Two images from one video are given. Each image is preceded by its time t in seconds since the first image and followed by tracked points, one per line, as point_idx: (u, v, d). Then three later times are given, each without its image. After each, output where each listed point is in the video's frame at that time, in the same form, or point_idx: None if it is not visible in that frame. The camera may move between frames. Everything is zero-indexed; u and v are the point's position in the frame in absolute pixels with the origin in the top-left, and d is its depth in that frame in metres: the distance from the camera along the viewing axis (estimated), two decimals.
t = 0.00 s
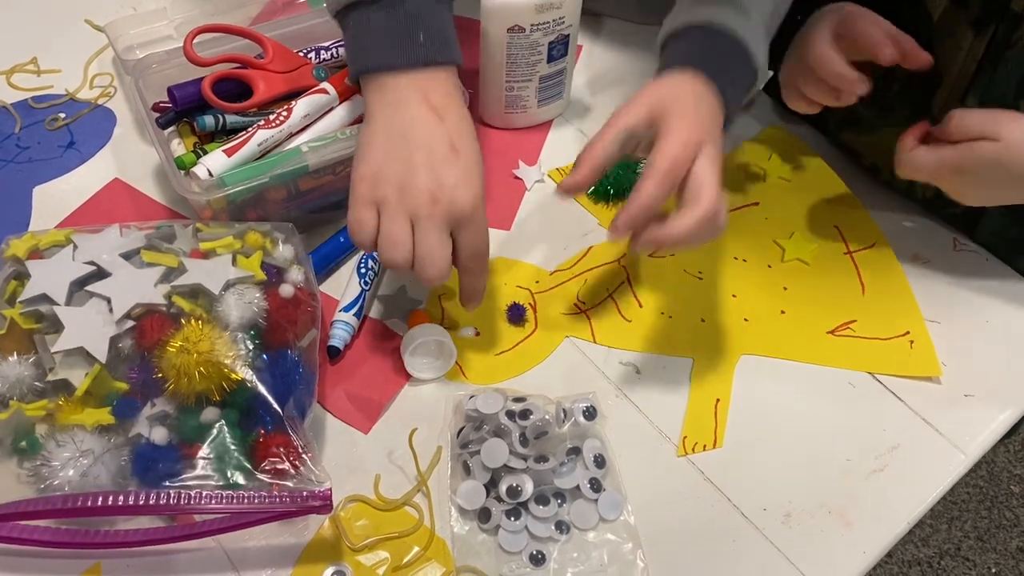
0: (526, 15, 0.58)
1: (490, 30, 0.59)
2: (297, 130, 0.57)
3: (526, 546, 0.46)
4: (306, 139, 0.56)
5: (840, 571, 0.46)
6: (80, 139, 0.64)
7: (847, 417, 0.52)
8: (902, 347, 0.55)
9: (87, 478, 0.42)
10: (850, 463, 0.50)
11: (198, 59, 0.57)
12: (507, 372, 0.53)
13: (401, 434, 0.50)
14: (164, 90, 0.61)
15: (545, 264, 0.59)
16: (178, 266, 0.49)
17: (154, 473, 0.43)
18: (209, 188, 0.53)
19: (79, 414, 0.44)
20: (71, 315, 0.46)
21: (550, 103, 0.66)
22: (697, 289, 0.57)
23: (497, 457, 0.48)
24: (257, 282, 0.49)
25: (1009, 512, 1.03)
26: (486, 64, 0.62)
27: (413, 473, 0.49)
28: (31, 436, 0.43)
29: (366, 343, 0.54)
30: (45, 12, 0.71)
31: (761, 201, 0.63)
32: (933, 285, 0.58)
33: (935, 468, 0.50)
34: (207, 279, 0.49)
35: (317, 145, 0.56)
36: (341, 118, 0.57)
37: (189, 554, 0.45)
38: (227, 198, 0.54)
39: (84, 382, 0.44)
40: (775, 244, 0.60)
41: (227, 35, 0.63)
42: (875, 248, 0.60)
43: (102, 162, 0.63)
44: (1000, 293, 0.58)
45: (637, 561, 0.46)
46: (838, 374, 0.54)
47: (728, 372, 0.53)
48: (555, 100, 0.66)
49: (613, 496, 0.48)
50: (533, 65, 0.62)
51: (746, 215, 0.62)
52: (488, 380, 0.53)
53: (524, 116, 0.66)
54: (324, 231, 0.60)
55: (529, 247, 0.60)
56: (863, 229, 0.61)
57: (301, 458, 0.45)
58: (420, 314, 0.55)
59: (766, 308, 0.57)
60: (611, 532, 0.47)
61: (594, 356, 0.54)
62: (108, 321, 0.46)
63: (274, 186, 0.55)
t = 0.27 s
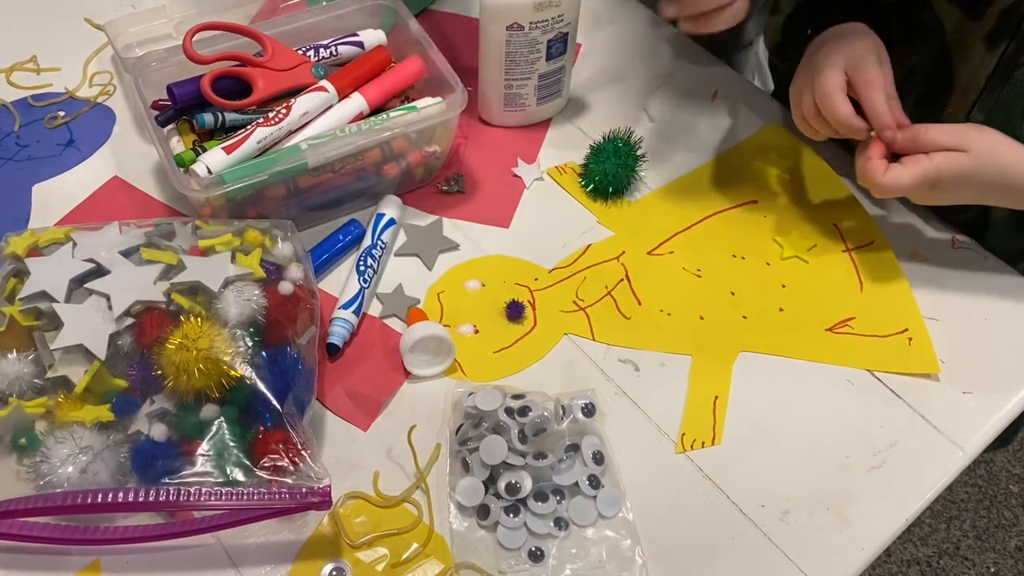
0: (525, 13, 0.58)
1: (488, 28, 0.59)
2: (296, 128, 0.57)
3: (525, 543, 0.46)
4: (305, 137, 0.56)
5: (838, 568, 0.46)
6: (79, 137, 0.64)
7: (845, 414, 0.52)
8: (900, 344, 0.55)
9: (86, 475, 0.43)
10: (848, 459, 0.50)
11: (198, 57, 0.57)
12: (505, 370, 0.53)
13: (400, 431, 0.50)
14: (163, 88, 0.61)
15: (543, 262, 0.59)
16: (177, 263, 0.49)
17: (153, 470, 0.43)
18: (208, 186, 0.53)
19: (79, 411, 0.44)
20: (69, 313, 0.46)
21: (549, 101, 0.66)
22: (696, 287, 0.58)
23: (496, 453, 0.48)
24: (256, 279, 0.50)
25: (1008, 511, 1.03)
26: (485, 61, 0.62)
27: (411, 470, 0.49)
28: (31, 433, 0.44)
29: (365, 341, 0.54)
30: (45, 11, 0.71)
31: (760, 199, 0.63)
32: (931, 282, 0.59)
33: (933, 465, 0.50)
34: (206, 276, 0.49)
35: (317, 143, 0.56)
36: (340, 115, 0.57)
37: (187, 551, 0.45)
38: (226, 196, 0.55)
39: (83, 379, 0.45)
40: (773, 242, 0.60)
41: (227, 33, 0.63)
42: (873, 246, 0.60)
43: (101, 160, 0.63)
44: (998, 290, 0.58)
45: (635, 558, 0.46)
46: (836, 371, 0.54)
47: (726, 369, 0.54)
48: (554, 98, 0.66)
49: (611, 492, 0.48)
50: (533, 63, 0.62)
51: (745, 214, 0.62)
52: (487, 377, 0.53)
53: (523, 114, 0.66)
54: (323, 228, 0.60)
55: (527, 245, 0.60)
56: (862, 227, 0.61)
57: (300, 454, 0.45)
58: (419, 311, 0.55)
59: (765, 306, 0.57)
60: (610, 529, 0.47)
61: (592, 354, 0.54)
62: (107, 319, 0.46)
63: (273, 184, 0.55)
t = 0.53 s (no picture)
0: (524, 14, 0.58)
1: (487, 30, 0.60)
2: (296, 129, 0.57)
3: (523, 541, 0.47)
4: (305, 138, 0.57)
5: (835, 566, 0.46)
6: (80, 138, 0.64)
7: (842, 413, 0.52)
8: (896, 344, 0.55)
9: (88, 474, 0.43)
10: (845, 459, 0.50)
11: (198, 59, 0.58)
12: (504, 369, 0.53)
13: (400, 430, 0.50)
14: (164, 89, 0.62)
15: (542, 262, 0.59)
16: (178, 264, 0.50)
17: (154, 469, 0.43)
18: (209, 187, 0.53)
19: (80, 410, 0.44)
20: (70, 313, 0.47)
21: (548, 102, 0.66)
22: (693, 287, 0.58)
23: (494, 452, 0.49)
24: (256, 280, 0.50)
25: (1006, 511, 1.04)
26: (484, 63, 0.62)
27: (411, 469, 0.49)
28: (33, 433, 0.44)
29: (364, 341, 0.54)
30: (47, 13, 0.72)
31: (757, 199, 0.63)
32: (927, 282, 0.59)
33: (929, 464, 0.50)
34: (206, 276, 0.49)
35: (316, 144, 0.56)
36: (340, 116, 0.58)
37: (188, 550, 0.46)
38: (226, 196, 0.55)
39: (85, 378, 0.45)
40: (770, 242, 0.61)
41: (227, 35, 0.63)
42: (870, 246, 0.61)
43: (103, 161, 0.63)
44: (994, 290, 0.59)
45: (633, 556, 0.46)
46: (833, 371, 0.54)
47: (724, 369, 0.54)
48: (553, 99, 0.66)
49: (609, 491, 0.48)
50: (531, 64, 0.62)
51: (742, 214, 0.62)
52: (486, 377, 0.53)
53: (522, 115, 0.66)
54: (323, 229, 0.60)
55: (526, 245, 0.60)
56: (859, 227, 0.62)
57: (300, 453, 0.45)
58: (418, 311, 0.55)
59: (762, 306, 0.57)
60: (608, 528, 0.47)
61: (591, 354, 0.54)
62: (108, 319, 0.47)
63: (273, 185, 0.56)
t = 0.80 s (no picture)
0: (523, 17, 0.59)
1: (487, 32, 0.60)
2: (297, 131, 0.57)
3: (523, 541, 0.47)
4: (306, 139, 0.57)
5: (832, 566, 0.46)
6: (82, 140, 0.64)
7: (840, 414, 0.53)
8: (894, 346, 0.55)
9: (90, 474, 0.43)
10: (843, 459, 0.51)
11: (199, 61, 0.58)
12: (504, 370, 0.54)
13: (400, 431, 0.51)
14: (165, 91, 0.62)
15: (541, 264, 0.59)
16: (179, 265, 0.50)
17: (155, 470, 0.44)
18: (210, 188, 0.54)
19: (81, 411, 0.44)
20: (71, 314, 0.47)
21: (548, 104, 0.67)
22: (692, 289, 0.58)
23: (494, 452, 0.49)
24: (257, 281, 0.50)
25: (1005, 511, 1.04)
26: (484, 65, 0.63)
27: (410, 469, 0.49)
28: (34, 434, 0.44)
29: (364, 342, 0.55)
30: (48, 14, 0.72)
31: (756, 201, 0.64)
32: (926, 284, 0.59)
33: (927, 465, 0.50)
34: (207, 277, 0.49)
35: (317, 146, 0.56)
36: (340, 118, 0.58)
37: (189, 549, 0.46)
38: (227, 198, 0.55)
39: (86, 379, 0.45)
40: (769, 244, 0.61)
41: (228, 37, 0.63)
42: (868, 248, 0.61)
43: (104, 162, 0.63)
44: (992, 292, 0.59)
45: (632, 556, 0.46)
46: (831, 372, 0.54)
47: (722, 370, 0.54)
48: (553, 101, 0.67)
49: (608, 492, 0.48)
50: (531, 66, 0.62)
51: (741, 216, 0.63)
52: (486, 378, 0.53)
53: (522, 117, 0.66)
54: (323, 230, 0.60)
55: (525, 247, 0.60)
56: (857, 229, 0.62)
57: (300, 453, 0.46)
58: (418, 312, 0.55)
59: (760, 307, 0.57)
60: (607, 528, 0.48)
61: (590, 355, 0.55)
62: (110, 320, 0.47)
63: (273, 186, 0.56)
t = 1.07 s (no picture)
0: (523, 19, 0.59)
1: (487, 34, 0.60)
2: (298, 133, 0.57)
3: (521, 543, 0.47)
4: (306, 142, 0.57)
5: (830, 569, 0.46)
6: (82, 141, 0.64)
7: (839, 416, 0.53)
8: (893, 349, 0.56)
9: (90, 475, 0.43)
10: (841, 462, 0.51)
11: (199, 63, 0.58)
12: (503, 372, 0.54)
13: (399, 433, 0.51)
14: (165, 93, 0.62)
15: (541, 266, 0.59)
16: (179, 266, 0.50)
17: (155, 471, 0.44)
18: (210, 190, 0.54)
19: (81, 412, 0.44)
20: (71, 316, 0.47)
21: (547, 106, 0.67)
22: (691, 292, 0.58)
23: (493, 455, 0.49)
24: (257, 283, 0.50)
25: (1005, 512, 1.04)
26: (484, 68, 0.63)
27: (410, 471, 0.49)
28: (34, 436, 0.44)
29: (364, 344, 0.55)
30: (49, 16, 0.72)
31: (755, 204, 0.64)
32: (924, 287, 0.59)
33: (925, 468, 0.50)
34: (208, 279, 0.49)
35: (317, 148, 0.56)
36: (340, 120, 0.58)
37: (189, 550, 0.46)
38: (228, 200, 0.55)
39: (86, 380, 0.45)
40: (768, 246, 0.61)
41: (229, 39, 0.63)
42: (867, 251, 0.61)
43: (104, 163, 0.63)
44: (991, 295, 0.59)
45: (630, 559, 0.46)
46: (830, 375, 0.55)
47: (721, 373, 0.54)
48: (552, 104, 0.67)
49: (607, 494, 0.48)
50: (531, 69, 0.63)
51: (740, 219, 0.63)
52: (486, 380, 0.53)
53: (521, 119, 0.67)
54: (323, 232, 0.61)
55: (525, 249, 0.60)
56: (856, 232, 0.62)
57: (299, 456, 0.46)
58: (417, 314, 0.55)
59: (759, 310, 0.57)
60: (606, 530, 0.48)
61: (589, 357, 0.55)
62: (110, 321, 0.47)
63: (273, 188, 0.56)
